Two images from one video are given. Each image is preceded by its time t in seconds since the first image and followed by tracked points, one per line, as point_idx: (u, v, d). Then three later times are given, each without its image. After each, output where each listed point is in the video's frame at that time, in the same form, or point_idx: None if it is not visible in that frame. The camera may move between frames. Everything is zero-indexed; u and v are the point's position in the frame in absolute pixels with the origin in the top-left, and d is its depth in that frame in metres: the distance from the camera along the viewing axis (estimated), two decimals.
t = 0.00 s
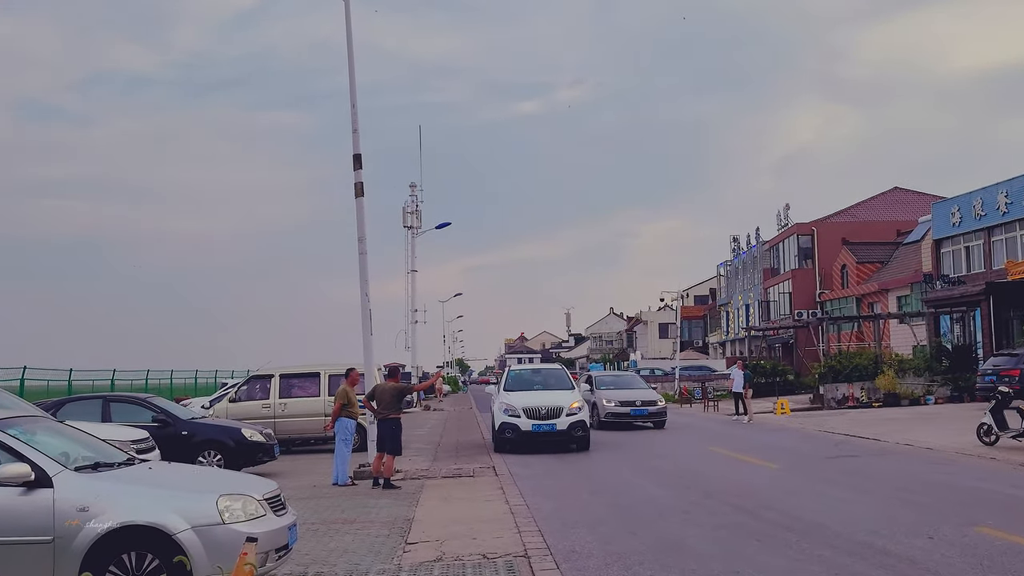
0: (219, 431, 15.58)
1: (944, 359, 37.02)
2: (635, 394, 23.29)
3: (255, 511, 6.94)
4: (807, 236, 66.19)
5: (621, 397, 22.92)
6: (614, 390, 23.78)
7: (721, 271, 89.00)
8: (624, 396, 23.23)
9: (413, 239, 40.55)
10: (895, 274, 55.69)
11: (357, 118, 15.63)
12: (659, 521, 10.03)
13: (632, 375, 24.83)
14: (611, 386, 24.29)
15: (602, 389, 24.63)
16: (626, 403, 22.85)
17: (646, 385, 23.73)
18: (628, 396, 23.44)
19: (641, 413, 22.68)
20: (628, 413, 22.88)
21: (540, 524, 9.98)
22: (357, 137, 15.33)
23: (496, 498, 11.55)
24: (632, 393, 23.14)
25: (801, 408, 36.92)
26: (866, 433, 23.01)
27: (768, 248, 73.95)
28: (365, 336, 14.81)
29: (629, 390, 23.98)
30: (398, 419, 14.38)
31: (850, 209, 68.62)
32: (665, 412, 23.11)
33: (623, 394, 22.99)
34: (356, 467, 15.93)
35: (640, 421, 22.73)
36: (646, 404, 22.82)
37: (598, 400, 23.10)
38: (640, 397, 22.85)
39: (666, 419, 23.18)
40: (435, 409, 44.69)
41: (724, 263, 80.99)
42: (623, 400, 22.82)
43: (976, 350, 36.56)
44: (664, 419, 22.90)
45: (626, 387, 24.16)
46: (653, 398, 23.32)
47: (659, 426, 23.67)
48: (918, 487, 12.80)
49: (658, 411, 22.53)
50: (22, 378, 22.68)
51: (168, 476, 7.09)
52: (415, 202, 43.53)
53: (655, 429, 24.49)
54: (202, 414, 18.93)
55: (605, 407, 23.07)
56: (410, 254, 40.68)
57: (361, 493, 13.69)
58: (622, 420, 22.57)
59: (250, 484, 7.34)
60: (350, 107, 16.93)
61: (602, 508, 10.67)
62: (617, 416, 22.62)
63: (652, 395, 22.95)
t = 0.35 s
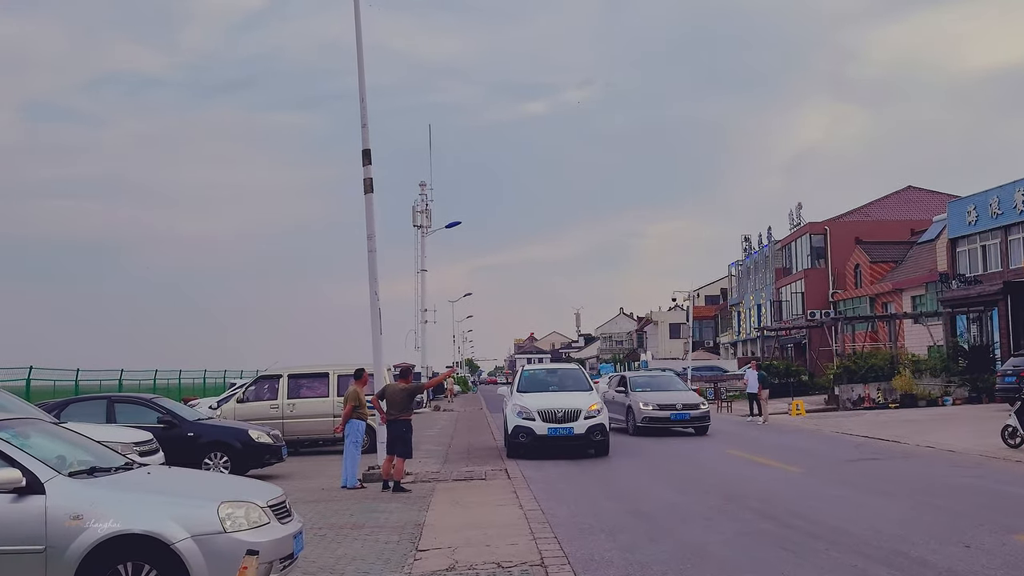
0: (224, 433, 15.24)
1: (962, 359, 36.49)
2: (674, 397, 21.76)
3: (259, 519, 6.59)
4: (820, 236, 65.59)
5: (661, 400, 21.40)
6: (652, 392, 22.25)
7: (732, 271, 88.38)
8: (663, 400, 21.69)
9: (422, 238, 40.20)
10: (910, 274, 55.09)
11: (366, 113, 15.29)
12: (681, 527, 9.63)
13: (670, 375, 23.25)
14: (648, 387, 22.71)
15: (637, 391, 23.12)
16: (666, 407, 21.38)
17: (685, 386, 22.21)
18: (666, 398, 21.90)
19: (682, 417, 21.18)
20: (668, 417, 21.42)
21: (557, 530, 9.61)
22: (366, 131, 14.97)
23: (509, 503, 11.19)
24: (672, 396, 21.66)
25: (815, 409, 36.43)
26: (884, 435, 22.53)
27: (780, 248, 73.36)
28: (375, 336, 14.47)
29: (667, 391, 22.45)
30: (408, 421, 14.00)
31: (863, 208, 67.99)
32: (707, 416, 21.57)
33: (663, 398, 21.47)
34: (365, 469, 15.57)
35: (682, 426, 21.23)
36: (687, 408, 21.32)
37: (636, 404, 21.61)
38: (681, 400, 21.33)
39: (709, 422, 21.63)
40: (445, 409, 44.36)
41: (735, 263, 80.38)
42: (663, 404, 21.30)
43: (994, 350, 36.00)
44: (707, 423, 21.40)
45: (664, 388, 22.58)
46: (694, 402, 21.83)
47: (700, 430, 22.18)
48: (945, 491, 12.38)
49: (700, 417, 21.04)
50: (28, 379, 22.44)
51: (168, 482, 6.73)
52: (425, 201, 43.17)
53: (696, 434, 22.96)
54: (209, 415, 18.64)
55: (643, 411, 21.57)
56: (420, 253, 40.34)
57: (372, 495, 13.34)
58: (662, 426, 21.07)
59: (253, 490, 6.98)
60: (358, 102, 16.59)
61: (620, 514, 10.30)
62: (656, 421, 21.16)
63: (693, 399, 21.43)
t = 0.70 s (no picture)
0: (239, 435, 14.97)
1: (990, 359, 35.73)
2: (731, 401, 19.66)
3: (269, 527, 6.26)
4: (842, 234, 64.69)
5: (716, 404, 19.37)
6: (705, 395, 20.22)
7: (752, 271, 87.56)
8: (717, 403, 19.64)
9: (440, 237, 39.87)
10: (934, 273, 54.25)
11: (383, 107, 14.97)
12: (710, 536, 9.22)
13: (723, 377, 21.17)
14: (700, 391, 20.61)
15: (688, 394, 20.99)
16: (721, 412, 19.33)
17: (742, 390, 20.16)
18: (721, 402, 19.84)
19: (740, 423, 19.12)
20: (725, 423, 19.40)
21: (580, 538, 9.23)
22: (383, 126, 14.63)
23: (529, 508, 10.83)
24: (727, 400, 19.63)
25: (839, 410, 35.79)
26: (914, 437, 21.93)
27: (801, 247, 72.54)
28: (392, 335, 14.14)
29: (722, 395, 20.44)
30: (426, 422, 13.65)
31: (885, 207, 67.06)
32: (768, 423, 19.48)
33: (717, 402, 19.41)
34: (382, 472, 15.25)
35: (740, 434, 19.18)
36: (745, 413, 19.27)
37: (688, 407, 19.59)
38: (739, 405, 19.27)
39: (769, 429, 19.54)
40: (462, 410, 44.03)
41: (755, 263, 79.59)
42: (718, 409, 19.27)
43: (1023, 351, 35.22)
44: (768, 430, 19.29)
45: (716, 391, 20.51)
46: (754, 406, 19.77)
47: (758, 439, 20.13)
48: (982, 497, 11.92)
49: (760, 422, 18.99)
50: (44, 378, 22.29)
51: (174, 488, 6.42)
52: (442, 200, 42.84)
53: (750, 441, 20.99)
54: (225, 416, 18.38)
55: (696, 416, 19.52)
56: (438, 252, 40.01)
57: (388, 499, 13.01)
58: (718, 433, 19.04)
59: (263, 496, 6.65)
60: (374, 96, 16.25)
61: (646, 520, 9.92)
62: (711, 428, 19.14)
63: (752, 403, 19.38)
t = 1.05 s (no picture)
0: (259, 434, 14.73)
1: None
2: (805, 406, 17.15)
3: (286, 532, 5.94)
4: (869, 233, 63.73)
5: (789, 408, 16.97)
6: (774, 398, 17.79)
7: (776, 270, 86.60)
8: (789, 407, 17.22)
9: (462, 236, 39.58)
10: (963, 272, 53.27)
11: (404, 101, 14.67)
12: (747, 541, 8.81)
13: (794, 377, 18.72)
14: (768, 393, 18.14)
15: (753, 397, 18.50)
16: (795, 418, 16.87)
17: (817, 392, 17.72)
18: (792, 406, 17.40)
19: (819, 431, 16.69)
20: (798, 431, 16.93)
21: (610, 543, 8.85)
22: (404, 120, 14.33)
23: (556, 511, 10.47)
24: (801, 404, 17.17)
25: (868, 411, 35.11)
26: (950, 439, 21.27)
27: (826, 246, 71.59)
28: (415, 334, 13.83)
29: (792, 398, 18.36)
30: (450, 423, 13.33)
31: (913, 205, 66.01)
32: (848, 430, 16.98)
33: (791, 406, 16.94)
34: (404, 473, 14.95)
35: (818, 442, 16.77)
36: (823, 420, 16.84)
37: (756, 411, 17.21)
38: (816, 410, 16.86)
39: (848, 438, 17.03)
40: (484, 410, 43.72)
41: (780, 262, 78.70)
42: (793, 414, 16.85)
43: None
44: (850, 438, 16.79)
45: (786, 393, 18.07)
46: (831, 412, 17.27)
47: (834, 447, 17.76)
48: None
49: (840, 430, 16.51)
50: (66, 377, 22.21)
51: (186, 490, 6.12)
52: (464, 198, 42.53)
53: (825, 451, 18.44)
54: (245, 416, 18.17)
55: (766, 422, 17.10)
56: (460, 252, 39.71)
57: (411, 501, 12.69)
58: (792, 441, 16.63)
59: (280, 499, 6.32)
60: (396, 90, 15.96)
61: (678, 524, 9.53)
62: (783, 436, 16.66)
63: (831, 408, 16.97)
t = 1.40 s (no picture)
0: (270, 436, 14.41)
1: None
2: (891, 411, 14.32)
3: (292, 545, 5.57)
4: (888, 232, 62.90)
5: (871, 415, 14.11)
6: (852, 402, 14.86)
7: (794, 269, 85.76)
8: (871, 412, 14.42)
9: (477, 235, 39.20)
10: (985, 270, 52.43)
11: (418, 94, 14.30)
12: (778, 552, 8.37)
13: (873, 378, 15.77)
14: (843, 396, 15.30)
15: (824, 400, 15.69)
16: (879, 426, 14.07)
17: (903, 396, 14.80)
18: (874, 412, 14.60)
19: (907, 443, 13.84)
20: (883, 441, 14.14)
21: (633, 552, 8.44)
22: (418, 114, 13.96)
23: (575, 518, 10.07)
24: (885, 409, 14.36)
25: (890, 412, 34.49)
26: (978, 441, 20.68)
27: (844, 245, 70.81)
28: (430, 334, 13.46)
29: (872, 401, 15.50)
30: (467, 425, 12.97)
31: (933, 204, 65.10)
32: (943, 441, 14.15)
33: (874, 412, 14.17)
34: (419, 477, 14.59)
35: (904, 457, 13.93)
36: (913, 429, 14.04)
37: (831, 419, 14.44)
38: (904, 418, 13.99)
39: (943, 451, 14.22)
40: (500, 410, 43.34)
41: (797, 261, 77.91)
42: (876, 422, 14.01)
43: None
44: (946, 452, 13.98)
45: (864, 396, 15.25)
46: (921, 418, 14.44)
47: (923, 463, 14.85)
48: None
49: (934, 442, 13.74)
50: (78, 378, 22.00)
51: (187, 500, 5.77)
52: (479, 197, 42.15)
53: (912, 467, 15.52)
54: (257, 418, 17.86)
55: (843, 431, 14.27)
56: (474, 251, 39.33)
57: (424, 506, 12.33)
58: (874, 455, 13.79)
59: (286, 509, 5.94)
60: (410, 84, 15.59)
61: (703, 533, 9.11)
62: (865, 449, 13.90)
63: (921, 415, 14.13)
